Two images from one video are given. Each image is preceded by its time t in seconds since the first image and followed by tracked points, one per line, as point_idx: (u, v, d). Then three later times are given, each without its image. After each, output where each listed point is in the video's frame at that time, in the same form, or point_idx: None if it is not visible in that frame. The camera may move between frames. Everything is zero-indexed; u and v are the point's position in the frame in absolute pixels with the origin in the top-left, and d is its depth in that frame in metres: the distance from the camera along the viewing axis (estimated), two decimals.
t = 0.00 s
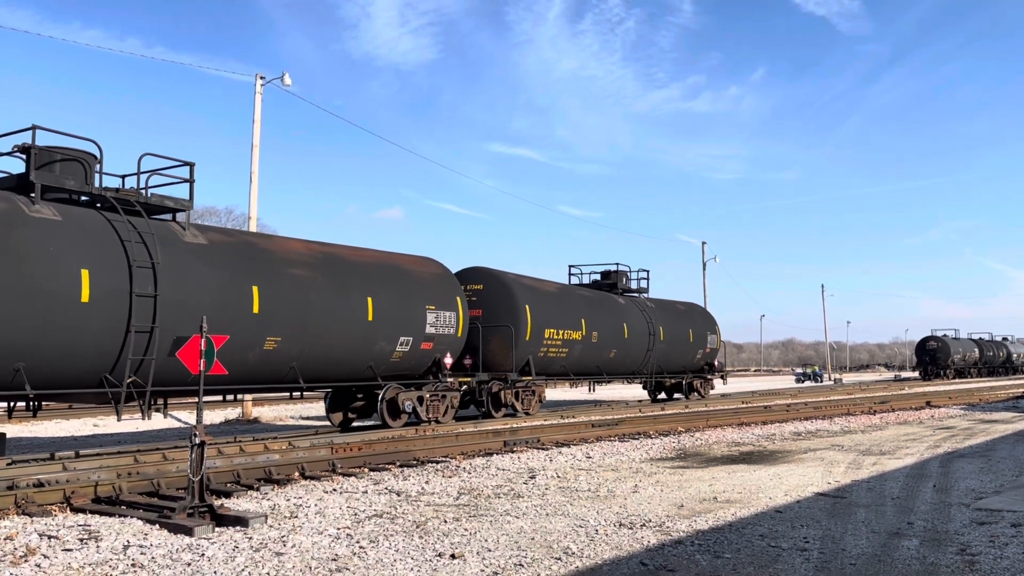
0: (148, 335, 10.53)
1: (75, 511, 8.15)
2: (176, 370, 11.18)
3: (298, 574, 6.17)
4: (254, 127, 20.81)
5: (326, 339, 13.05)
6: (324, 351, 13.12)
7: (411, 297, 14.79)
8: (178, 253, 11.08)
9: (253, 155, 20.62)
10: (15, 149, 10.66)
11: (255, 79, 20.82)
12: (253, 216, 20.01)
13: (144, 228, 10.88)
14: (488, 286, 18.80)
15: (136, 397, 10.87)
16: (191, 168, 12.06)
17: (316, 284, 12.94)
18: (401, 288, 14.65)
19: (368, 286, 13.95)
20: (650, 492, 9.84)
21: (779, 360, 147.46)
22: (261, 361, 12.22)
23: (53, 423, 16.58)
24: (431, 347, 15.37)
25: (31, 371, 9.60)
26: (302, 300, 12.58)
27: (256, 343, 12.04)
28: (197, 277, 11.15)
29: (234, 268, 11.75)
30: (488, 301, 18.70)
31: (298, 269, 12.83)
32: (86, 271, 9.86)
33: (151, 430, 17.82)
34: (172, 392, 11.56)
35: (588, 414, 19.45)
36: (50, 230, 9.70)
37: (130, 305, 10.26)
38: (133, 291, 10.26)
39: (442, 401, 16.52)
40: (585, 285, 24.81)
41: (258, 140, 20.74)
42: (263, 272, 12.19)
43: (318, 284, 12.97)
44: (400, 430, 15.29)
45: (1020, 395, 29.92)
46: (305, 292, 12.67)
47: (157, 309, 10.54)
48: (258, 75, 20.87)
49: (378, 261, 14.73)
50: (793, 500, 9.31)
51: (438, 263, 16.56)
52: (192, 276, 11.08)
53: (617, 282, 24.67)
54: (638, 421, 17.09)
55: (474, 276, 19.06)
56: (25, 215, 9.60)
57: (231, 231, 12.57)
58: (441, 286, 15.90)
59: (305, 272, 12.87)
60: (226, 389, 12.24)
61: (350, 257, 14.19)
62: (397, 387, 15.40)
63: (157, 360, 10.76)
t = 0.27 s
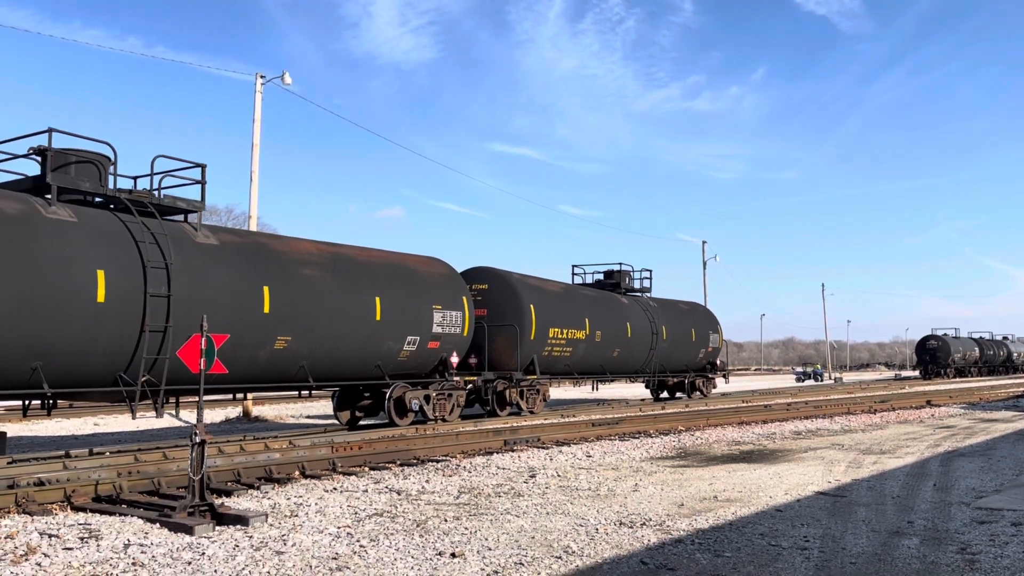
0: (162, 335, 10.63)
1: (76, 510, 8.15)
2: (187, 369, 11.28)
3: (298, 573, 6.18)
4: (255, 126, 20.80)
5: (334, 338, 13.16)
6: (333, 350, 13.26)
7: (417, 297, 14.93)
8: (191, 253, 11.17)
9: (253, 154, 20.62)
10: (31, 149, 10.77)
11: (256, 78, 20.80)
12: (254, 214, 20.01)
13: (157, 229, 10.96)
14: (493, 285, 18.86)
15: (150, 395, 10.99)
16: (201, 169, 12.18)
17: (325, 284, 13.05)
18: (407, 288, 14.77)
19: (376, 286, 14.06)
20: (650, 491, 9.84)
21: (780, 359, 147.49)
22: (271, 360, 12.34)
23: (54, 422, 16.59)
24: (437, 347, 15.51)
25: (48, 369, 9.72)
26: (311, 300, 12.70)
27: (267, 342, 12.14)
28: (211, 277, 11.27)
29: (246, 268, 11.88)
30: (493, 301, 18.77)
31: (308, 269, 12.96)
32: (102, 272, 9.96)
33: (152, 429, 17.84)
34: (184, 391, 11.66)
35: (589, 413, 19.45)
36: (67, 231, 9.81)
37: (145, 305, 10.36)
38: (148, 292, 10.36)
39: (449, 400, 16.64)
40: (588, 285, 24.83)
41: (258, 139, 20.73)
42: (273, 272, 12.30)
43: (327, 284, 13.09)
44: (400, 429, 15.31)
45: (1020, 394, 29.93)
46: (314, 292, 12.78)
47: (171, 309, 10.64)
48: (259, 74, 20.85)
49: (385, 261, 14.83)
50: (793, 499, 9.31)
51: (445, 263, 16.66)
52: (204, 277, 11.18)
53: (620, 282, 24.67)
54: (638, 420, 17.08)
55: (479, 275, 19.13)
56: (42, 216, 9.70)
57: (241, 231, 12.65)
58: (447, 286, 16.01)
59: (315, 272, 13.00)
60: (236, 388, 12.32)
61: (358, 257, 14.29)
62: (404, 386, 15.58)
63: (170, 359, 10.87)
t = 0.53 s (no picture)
0: (177, 334, 10.72)
1: (77, 509, 8.16)
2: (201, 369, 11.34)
3: (299, 571, 6.18)
4: (256, 125, 20.80)
5: (345, 338, 13.24)
6: (343, 349, 13.32)
7: (426, 297, 15.02)
8: (204, 254, 11.27)
9: (254, 154, 20.62)
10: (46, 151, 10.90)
11: (257, 77, 20.79)
12: (255, 213, 20.01)
13: (171, 230, 11.08)
14: (498, 285, 18.87)
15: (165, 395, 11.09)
16: (214, 172, 12.49)
17: (335, 284, 13.13)
18: (415, 288, 14.87)
19: (385, 286, 14.16)
20: (650, 490, 9.85)
21: (780, 358, 147.49)
22: (282, 360, 12.39)
23: (54, 421, 16.61)
24: (445, 346, 15.63)
25: (65, 369, 9.79)
26: (322, 299, 12.77)
27: (279, 342, 12.21)
28: (224, 277, 11.34)
29: (258, 268, 11.95)
30: (499, 301, 18.79)
31: (319, 270, 13.03)
32: (118, 272, 10.06)
33: (153, 428, 17.85)
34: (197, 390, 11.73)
35: (590, 412, 19.46)
36: (84, 232, 9.92)
37: (160, 305, 10.45)
38: (163, 292, 10.46)
39: (456, 398, 16.79)
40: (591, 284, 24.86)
41: (259, 139, 20.73)
42: (285, 273, 12.38)
43: (337, 284, 13.17)
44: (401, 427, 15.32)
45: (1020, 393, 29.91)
46: (325, 292, 12.86)
47: (186, 309, 10.72)
48: (261, 73, 20.84)
49: (394, 261, 14.94)
50: (794, 498, 9.31)
51: (452, 263, 16.78)
52: (218, 277, 11.27)
53: (624, 281, 24.68)
54: (638, 419, 17.07)
55: (485, 276, 19.13)
56: (58, 217, 9.83)
57: (251, 232, 12.74)
58: (454, 286, 16.10)
59: (325, 273, 13.07)
60: (248, 388, 12.38)
61: (367, 257, 14.39)
62: (411, 385, 15.73)
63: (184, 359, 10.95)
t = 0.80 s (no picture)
0: (192, 334, 11.11)
1: (78, 508, 8.17)
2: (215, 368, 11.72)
3: (301, 570, 6.19)
4: (257, 124, 20.81)
5: (354, 337, 13.59)
6: (353, 349, 13.67)
7: (433, 297, 15.35)
8: (218, 256, 11.65)
9: (254, 152, 20.63)
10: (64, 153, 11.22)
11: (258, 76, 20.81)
12: (256, 212, 20.03)
13: (186, 232, 11.47)
14: (504, 285, 18.92)
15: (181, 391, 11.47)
16: (229, 173, 12.73)
17: (345, 284, 13.48)
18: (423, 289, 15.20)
19: (393, 287, 14.50)
20: (651, 489, 9.85)
21: (781, 357, 147.46)
22: (295, 359, 12.74)
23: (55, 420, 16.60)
24: (452, 346, 15.92)
25: (85, 368, 10.17)
26: (332, 300, 13.10)
27: (291, 341, 12.56)
28: (239, 279, 11.73)
29: (271, 270, 12.32)
30: (505, 300, 18.83)
31: (330, 271, 13.39)
32: (136, 273, 10.45)
33: (154, 427, 17.86)
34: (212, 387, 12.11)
35: (592, 411, 19.45)
36: (103, 233, 10.32)
37: (175, 305, 10.84)
38: (178, 292, 10.85)
39: (463, 397, 16.95)
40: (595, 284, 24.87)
41: (259, 137, 20.73)
42: (296, 274, 12.72)
43: (347, 285, 13.52)
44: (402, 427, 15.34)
45: (1021, 393, 29.89)
46: (335, 293, 13.20)
47: (200, 309, 11.10)
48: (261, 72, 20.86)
49: (402, 262, 15.28)
50: (795, 497, 9.31)
51: (459, 264, 17.11)
52: (232, 278, 11.64)
53: (628, 281, 24.70)
54: (639, 418, 17.07)
55: (490, 275, 19.19)
56: (78, 219, 10.23)
57: (264, 234, 13.10)
58: (461, 286, 16.40)
59: (336, 274, 13.43)
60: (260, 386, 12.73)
61: (376, 258, 14.73)
62: (420, 383, 15.85)
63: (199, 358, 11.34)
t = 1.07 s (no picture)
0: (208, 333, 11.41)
1: (80, 508, 8.17)
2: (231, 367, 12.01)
3: (302, 569, 6.20)
4: (257, 123, 20.81)
5: (365, 337, 13.86)
6: (364, 348, 13.95)
7: (442, 298, 15.62)
8: (234, 257, 11.97)
9: (255, 152, 20.64)
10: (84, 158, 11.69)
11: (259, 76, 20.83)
12: (257, 212, 20.06)
13: (203, 235, 11.79)
14: (511, 285, 18.98)
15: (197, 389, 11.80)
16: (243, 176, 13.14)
17: (356, 285, 13.77)
18: (432, 289, 15.46)
19: (403, 287, 14.78)
20: (652, 488, 9.86)
21: (782, 357, 147.35)
22: (308, 358, 13.03)
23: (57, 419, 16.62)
24: (461, 345, 16.13)
25: (107, 367, 10.53)
26: (343, 300, 13.39)
27: (304, 340, 12.83)
28: (253, 280, 12.03)
29: (284, 271, 12.61)
30: (512, 300, 18.89)
31: (341, 272, 13.68)
32: (155, 275, 10.77)
33: (155, 426, 17.87)
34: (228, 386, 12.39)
35: (593, 411, 19.47)
36: (123, 236, 10.66)
37: (193, 305, 11.15)
38: (195, 293, 11.16)
39: (471, 396, 17.14)
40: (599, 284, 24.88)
41: (260, 137, 20.74)
42: (309, 274, 13.00)
43: (358, 285, 13.79)
44: (404, 426, 15.37)
45: (1023, 392, 29.88)
46: (346, 293, 13.48)
47: (217, 309, 11.40)
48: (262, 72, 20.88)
49: (412, 263, 15.57)
50: (796, 496, 9.31)
51: (468, 265, 17.38)
52: (247, 279, 11.96)
53: (632, 281, 24.69)
54: (641, 417, 17.07)
55: (497, 276, 19.23)
56: (99, 222, 10.58)
57: (278, 236, 13.41)
58: (470, 286, 16.65)
59: (347, 275, 13.72)
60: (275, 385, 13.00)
61: (386, 259, 15.02)
62: (429, 382, 16.02)
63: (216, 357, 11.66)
